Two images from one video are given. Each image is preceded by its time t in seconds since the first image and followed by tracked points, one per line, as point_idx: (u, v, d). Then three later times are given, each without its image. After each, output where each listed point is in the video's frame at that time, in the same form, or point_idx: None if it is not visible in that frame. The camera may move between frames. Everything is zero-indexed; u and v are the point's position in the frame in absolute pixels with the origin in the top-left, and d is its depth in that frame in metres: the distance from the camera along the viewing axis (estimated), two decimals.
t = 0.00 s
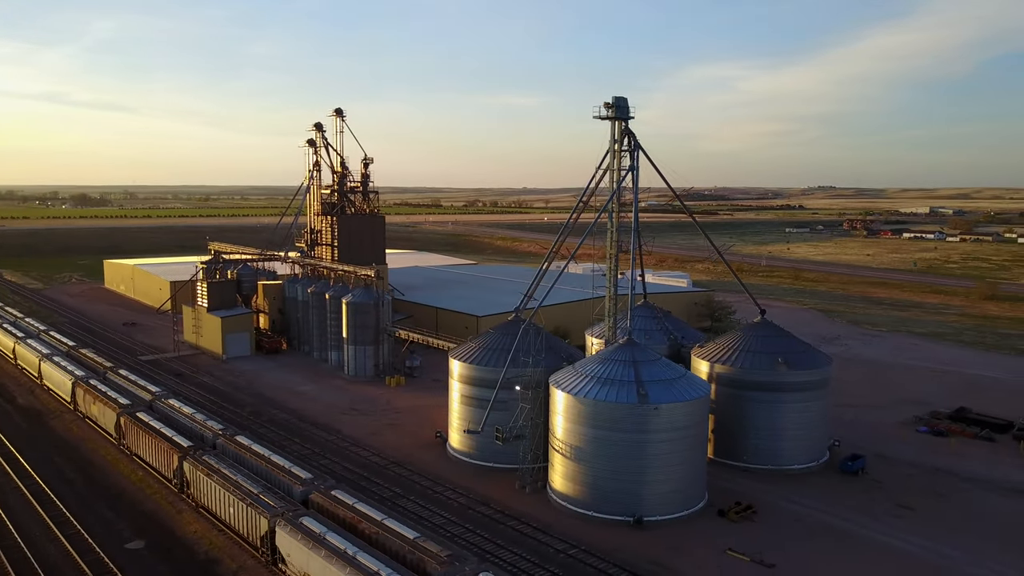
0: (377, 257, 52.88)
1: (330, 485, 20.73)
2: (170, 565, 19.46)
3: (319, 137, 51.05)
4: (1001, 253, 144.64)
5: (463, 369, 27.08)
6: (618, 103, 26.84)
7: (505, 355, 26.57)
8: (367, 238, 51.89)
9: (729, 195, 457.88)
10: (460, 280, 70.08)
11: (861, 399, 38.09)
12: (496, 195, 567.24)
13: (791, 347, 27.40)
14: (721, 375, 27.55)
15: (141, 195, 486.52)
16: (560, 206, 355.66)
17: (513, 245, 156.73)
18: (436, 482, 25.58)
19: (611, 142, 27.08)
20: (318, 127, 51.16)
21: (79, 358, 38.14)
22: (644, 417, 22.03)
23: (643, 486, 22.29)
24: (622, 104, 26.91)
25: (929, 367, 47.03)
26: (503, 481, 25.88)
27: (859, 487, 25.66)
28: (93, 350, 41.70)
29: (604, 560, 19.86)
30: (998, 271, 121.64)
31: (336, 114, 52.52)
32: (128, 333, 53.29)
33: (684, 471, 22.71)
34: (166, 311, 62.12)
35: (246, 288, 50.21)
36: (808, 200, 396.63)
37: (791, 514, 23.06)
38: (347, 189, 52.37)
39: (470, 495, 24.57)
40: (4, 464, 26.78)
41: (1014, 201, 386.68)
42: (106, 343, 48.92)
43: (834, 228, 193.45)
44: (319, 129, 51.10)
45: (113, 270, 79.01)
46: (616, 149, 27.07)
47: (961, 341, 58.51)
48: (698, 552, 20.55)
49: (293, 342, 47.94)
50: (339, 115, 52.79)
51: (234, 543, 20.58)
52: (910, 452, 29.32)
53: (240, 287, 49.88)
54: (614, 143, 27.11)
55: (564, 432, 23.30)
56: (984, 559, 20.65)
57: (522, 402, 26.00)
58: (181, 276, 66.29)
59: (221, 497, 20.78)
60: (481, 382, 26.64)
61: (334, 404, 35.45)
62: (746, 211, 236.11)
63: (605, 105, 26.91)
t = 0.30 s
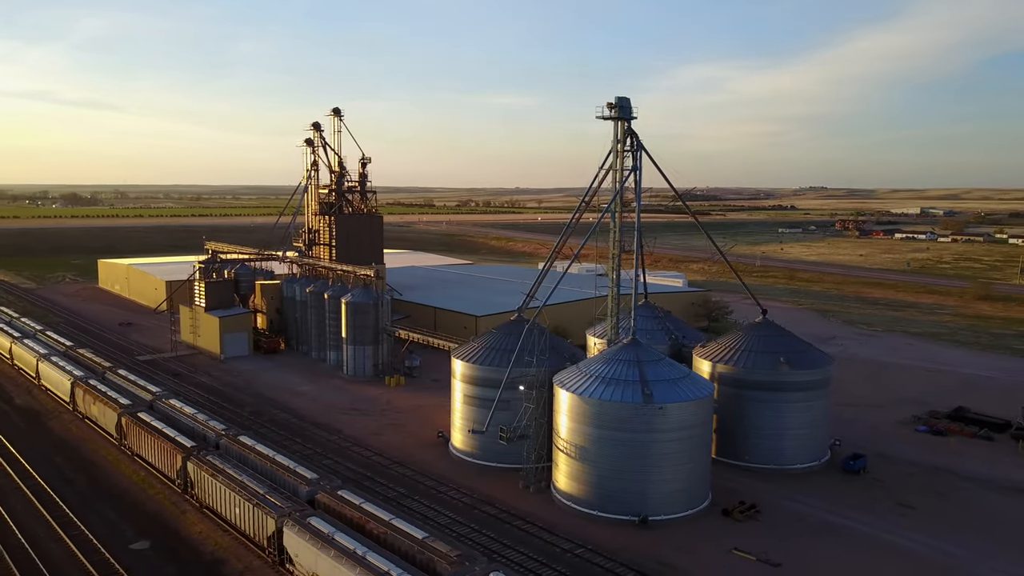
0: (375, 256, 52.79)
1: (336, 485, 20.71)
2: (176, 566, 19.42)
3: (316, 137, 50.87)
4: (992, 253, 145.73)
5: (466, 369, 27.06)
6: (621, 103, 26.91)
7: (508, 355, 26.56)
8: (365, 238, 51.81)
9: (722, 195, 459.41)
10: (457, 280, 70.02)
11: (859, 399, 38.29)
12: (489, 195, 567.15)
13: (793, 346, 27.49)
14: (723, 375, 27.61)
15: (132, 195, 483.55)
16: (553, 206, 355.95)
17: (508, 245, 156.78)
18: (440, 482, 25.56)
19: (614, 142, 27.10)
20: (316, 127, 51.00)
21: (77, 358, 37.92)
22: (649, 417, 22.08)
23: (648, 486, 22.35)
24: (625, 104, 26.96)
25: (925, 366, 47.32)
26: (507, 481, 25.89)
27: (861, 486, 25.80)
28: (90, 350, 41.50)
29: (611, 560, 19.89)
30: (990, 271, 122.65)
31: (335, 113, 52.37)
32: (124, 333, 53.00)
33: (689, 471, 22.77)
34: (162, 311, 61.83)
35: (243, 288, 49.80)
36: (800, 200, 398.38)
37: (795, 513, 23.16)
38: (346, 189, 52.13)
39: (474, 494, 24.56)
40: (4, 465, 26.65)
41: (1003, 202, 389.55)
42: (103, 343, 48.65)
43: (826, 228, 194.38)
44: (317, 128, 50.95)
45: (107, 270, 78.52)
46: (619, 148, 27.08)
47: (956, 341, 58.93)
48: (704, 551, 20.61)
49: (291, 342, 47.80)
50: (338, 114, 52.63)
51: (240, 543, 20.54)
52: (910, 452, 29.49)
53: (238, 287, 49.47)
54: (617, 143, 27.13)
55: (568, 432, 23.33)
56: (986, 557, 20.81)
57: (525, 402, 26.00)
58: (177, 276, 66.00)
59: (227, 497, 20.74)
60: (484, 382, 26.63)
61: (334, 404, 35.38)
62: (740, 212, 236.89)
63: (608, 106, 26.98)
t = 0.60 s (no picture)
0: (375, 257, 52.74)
1: (345, 486, 20.71)
2: (185, 566, 19.39)
3: (315, 136, 50.74)
4: (986, 254, 146.67)
5: (472, 369, 27.08)
6: (627, 103, 26.99)
7: (514, 355, 26.59)
8: (365, 238, 51.74)
9: (716, 195, 460.52)
10: (456, 281, 70.03)
11: (860, 398, 38.46)
12: (483, 195, 566.79)
13: (797, 347, 27.59)
14: (728, 375, 27.69)
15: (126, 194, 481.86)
16: (548, 207, 356.28)
17: (504, 245, 156.91)
18: (446, 482, 25.56)
19: (620, 142, 27.18)
20: (316, 127, 50.87)
21: (78, 358, 37.78)
22: (657, 417, 22.14)
23: (656, 486, 22.39)
24: (631, 105, 27.05)
25: (924, 366, 47.57)
26: (513, 481, 25.92)
27: (865, 485, 25.94)
28: (90, 350, 41.37)
29: (620, 559, 19.93)
30: (984, 271, 123.56)
31: (335, 113, 52.26)
32: (123, 333, 52.82)
33: (696, 471, 22.84)
34: (160, 311, 61.67)
35: (243, 288, 49.81)
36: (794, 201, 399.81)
37: (801, 512, 23.25)
38: (347, 189, 52.08)
39: (480, 494, 24.57)
40: (8, 465, 26.55)
41: (995, 203, 392.01)
42: (102, 343, 48.49)
43: (821, 228, 195.18)
44: (317, 128, 50.82)
45: (104, 270, 78.22)
46: (625, 149, 27.16)
47: (953, 341, 59.28)
48: (713, 551, 20.67)
49: (292, 342, 47.72)
50: (338, 114, 52.53)
51: (249, 544, 20.51)
52: (913, 451, 29.64)
53: (238, 287, 49.46)
54: (623, 143, 27.20)
55: (576, 432, 23.38)
56: (992, 556, 20.95)
57: (532, 402, 26.01)
58: (175, 276, 65.80)
59: (235, 497, 20.70)
60: (490, 382, 26.65)
61: (337, 404, 35.33)
62: (735, 212, 237.62)
63: (613, 106, 27.06)
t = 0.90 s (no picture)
0: (376, 256, 52.67)
1: (357, 486, 20.72)
2: (197, 568, 19.36)
3: (316, 136, 50.63)
4: (981, 254, 147.47)
5: (479, 369, 27.11)
6: (634, 103, 27.06)
7: (522, 355, 26.61)
8: (365, 238, 51.68)
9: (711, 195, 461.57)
10: (455, 281, 70.00)
11: (862, 398, 38.62)
12: (478, 195, 567.14)
13: (803, 346, 27.68)
14: (734, 375, 27.75)
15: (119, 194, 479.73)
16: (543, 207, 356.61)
17: (500, 245, 157.10)
18: (454, 482, 25.56)
19: (627, 143, 27.26)
20: (317, 126, 50.79)
21: (80, 358, 37.66)
22: (667, 416, 22.20)
23: (666, 485, 22.44)
24: (638, 105, 27.13)
25: (924, 366, 47.80)
26: (521, 481, 25.92)
27: (871, 485, 26.06)
28: (91, 350, 41.22)
29: (633, 559, 19.93)
30: (980, 271, 124.25)
31: (336, 113, 52.17)
32: (122, 333, 52.64)
33: (705, 471, 22.89)
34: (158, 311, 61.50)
35: (244, 288, 49.63)
36: (789, 201, 401.17)
37: (809, 512, 23.34)
38: (347, 189, 52.05)
39: (489, 494, 24.56)
40: (14, 466, 26.44)
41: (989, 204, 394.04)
42: (102, 344, 48.32)
43: (816, 228, 195.96)
44: (318, 128, 50.76)
45: (102, 269, 78.05)
46: (632, 149, 27.25)
47: (951, 341, 59.60)
48: (724, 550, 20.72)
49: (293, 342, 47.62)
50: (338, 114, 52.45)
51: (259, 544, 20.49)
52: (917, 450, 29.79)
53: (239, 287, 49.26)
54: (630, 143, 27.28)
55: (585, 432, 23.45)
56: (1001, 555, 21.08)
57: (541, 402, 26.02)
58: (173, 276, 65.65)
59: (245, 498, 20.65)
60: (498, 382, 26.65)
61: (341, 404, 35.29)
62: (730, 213, 238.25)
63: (620, 106, 27.14)
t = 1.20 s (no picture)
0: (376, 256, 52.60)
1: (367, 486, 20.71)
2: (208, 569, 19.31)
3: (316, 136, 50.50)
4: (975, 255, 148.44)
5: (485, 369, 27.12)
6: (640, 104, 27.11)
7: (529, 355, 26.62)
8: (365, 239, 51.59)
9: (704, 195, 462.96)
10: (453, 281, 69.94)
11: (863, 397, 38.82)
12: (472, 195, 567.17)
13: (808, 346, 27.79)
14: (740, 375, 27.84)
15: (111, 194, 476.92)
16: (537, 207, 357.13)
17: (496, 245, 157.28)
18: (462, 482, 25.55)
19: (633, 143, 27.29)
20: (317, 126, 50.68)
21: (80, 358, 37.47)
22: (677, 417, 22.25)
23: (675, 485, 22.49)
24: (644, 106, 27.19)
25: (923, 365, 48.10)
26: (528, 481, 25.93)
27: (877, 484, 26.20)
28: (91, 351, 41.02)
29: (644, 559, 19.96)
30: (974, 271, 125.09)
31: (336, 113, 52.03)
32: (121, 334, 52.41)
33: (713, 471, 22.96)
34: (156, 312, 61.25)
35: (244, 288, 49.38)
36: (782, 202, 402.87)
37: (817, 511, 23.45)
38: (347, 189, 51.95)
39: (498, 494, 24.57)
40: (19, 467, 26.31)
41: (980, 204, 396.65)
42: (101, 344, 48.10)
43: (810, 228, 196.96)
44: (318, 128, 50.65)
45: (97, 270, 77.72)
46: (638, 149, 27.26)
47: (948, 340, 59.98)
48: (734, 549, 20.79)
49: (293, 343, 47.49)
50: (338, 114, 52.37)
51: (270, 545, 20.44)
52: (920, 450, 29.97)
53: (239, 287, 49.02)
54: (636, 143, 27.31)
55: (593, 432, 23.50)
56: (1009, 553, 21.22)
57: (548, 402, 26.03)
58: (171, 276, 65.42)
59: (256, 499, 20.61)
60: (504, 383, 26.66)
61: (344, 404, 35.22)
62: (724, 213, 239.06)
63: (626, 107, 27.18)
